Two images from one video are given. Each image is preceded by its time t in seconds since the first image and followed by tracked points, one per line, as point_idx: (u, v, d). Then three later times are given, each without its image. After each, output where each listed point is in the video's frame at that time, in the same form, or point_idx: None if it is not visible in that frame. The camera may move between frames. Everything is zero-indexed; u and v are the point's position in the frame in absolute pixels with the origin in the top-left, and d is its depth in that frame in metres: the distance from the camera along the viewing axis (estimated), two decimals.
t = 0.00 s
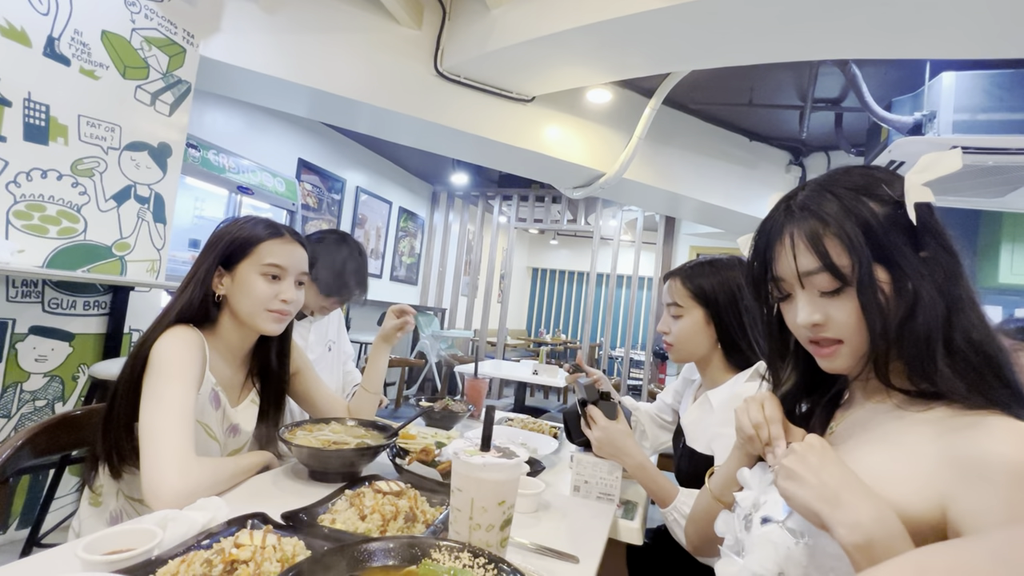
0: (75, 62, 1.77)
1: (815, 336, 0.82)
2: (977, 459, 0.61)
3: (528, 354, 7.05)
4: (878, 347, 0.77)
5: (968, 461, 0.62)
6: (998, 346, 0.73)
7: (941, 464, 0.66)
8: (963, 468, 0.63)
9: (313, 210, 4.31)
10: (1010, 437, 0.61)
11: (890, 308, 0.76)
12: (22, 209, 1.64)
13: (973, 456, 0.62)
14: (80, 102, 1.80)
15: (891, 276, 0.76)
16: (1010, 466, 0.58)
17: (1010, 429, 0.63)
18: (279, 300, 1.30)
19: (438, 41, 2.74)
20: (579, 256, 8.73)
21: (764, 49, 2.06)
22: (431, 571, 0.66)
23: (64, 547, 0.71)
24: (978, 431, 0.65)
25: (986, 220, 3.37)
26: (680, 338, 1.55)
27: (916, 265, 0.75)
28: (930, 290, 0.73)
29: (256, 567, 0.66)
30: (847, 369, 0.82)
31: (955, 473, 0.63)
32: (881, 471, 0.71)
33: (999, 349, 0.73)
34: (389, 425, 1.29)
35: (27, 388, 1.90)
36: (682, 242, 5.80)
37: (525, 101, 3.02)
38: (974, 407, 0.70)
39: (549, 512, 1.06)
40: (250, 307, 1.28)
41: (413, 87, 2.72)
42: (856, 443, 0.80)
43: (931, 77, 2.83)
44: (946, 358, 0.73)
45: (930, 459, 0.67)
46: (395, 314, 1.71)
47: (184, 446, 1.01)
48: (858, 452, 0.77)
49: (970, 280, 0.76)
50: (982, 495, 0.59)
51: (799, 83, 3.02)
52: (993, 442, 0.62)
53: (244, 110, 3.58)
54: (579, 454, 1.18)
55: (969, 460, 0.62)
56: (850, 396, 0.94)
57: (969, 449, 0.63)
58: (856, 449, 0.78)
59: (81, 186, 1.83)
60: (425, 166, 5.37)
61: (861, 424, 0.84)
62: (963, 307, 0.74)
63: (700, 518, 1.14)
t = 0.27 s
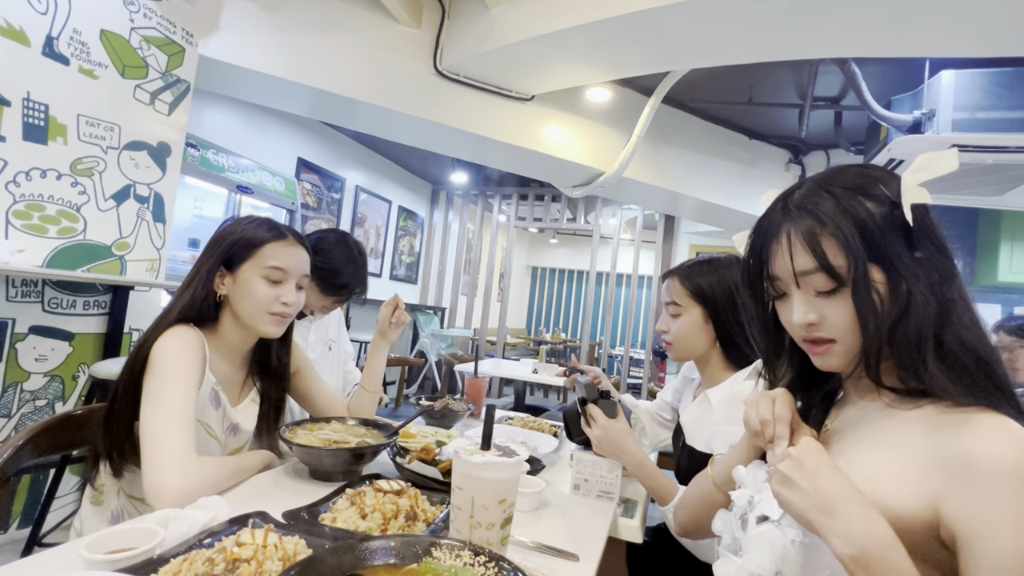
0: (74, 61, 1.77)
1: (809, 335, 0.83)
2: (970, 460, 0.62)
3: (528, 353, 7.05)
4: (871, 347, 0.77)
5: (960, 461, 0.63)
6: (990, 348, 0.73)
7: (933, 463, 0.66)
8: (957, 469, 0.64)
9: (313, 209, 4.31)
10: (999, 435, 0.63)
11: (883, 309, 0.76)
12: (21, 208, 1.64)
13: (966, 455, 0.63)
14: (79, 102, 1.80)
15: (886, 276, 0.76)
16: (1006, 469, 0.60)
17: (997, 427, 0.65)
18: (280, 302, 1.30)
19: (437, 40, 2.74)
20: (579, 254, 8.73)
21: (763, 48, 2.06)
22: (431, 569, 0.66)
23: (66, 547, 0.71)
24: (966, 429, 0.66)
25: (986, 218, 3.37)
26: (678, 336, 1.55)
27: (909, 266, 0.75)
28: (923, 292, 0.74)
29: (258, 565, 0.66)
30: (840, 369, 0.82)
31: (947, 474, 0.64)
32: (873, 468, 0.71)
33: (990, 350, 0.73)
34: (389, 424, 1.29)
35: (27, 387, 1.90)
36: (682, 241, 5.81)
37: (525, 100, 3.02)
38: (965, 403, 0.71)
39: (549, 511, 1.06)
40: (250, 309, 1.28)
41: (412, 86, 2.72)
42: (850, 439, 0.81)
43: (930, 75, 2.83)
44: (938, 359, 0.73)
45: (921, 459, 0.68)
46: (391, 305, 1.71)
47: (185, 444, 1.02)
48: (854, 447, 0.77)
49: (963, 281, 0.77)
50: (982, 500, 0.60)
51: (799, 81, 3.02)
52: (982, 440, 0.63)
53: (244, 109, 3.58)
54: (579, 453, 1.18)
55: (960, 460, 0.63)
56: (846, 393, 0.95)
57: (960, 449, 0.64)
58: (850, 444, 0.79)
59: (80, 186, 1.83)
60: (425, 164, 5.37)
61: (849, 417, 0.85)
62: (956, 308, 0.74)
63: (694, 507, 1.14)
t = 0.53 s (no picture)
0: (73, 59, 1.77)
1: (809, 332, 0.83)
2: (966, 453, 0.62)
3: (528, 351, 7.05)
4: (871, 343, 0.77)
5: (956, 453, 0.63)
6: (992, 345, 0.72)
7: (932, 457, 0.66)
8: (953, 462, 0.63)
9: (313, 207, 4.30)
10: (998, 428, 0.62)
11: (884, 305, 0.76)
12: (21, 207, 1.64)
13: (962, 447, 0.63)
14: (78, 100, 1.79)
15: (887, 272, 0.76)
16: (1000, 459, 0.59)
17: (997, 420, 0.64)
18: (279, 308, 1.30)
19: (437, 37, 2.73)
20: (579, 252, 8.73)
21: (765, 44, 2.05)
22: (432, 567, 0.66)
23: (65, 545, 0.71)
24: (965, 422, 0.66)
25: (987, 215, 3.36)
26: (678, 334, 1.55)
27: (913, 263, 0.74)
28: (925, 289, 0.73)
29: (258, 564, 0.66)
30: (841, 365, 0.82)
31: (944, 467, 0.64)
32: (874, 467, 0.71)
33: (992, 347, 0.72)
34: (389, 422, 1.29)
35: (28, 386, 1.90)
36: (683, 239, 5.80)
37: (526, 98, 3.01)
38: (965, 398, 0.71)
39: (550, 508, 1.06)
40: (250, 313, 1.28)
41: (412, 84, 2.71)
42: (850, 436, 0.80)
43: (932, 72, 2.82)
44: (938, 356, 0.73)
45: (920, 454, 0.68)
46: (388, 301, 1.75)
47: (186, 443, 1.01)
48: (856, 446, 0.77)
49: (965, 277, 0.76)
50: (976, 492, 0.60)
51: (800, 78, 3.01)
52: (979, 432, 0.63)
53: (243, 107, 3.57)
54: (580, 451, 1.18)
55: (956, 452, 0.63)
56: (846, 390, 0.94)
57: (959, 442, 0.63)
58: (852, 443, 0.78)
59: (80, 185, 1.83)
60: (425, 163, 5.36)
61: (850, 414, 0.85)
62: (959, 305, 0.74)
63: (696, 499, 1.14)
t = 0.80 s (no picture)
0: (71, 56, 1.76)
1: (812, 327, 0.82)
2: (964, 450, 0.61)
3: (528, 348, 7.05)
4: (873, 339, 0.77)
5: (952, 448, 0.62)
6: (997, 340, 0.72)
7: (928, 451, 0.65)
8: (949, 457, 0.62)
9: (312, 205, 4.30)
10: (994, 421, 0.62)
11: (887, 302, 0.76)
12: (20, 205, 1.64)
13: (958, 441, 0.62)
14: (75, 98, 1.79)
15: (893, 268, 0.75)
16: (996, 454, 0.58)
17: (994, 413, 0.63)
18: (282, 298, 1.30)
19: (435, 34, 2.72)
20: (579, 249, 8.72)
21: (765, 40, 2.05)
22: (432, 565, 0.65)
23: (65, 543, 0.71)
24: (961, 416, 0.65)
25: (987, 211, 3.36)
26: (677, 331, 1.55)
27: (915, 256, 0.74)
28: (927, 282, 0.73)
29: (257, 561, 0.65)
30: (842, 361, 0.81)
31: (940, 462, 0.63)
32: (871, 462, 0.70)
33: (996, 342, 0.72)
34: (389, 419, 1.29)
35: (28, 384, 1.90)
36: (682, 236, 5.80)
37: (525, 95, 3.00)
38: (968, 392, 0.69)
39: (550, 505, 1.06)
40: (251, 305, 1.27)
41: (411, 81, 2.70)
42: (850, 431, 0.79)
43: (933, 67, 2.82)
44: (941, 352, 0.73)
45: (917, 449, 0.67)
46: (391, 299, 1.74)
47: (185, 440, 1.01)
48: (855, 440, 0.76)
49: (973, 273, 0.75)
50: (973, 488, 0.59)
51: (800, 74, 3.00)
52: (975, 427, 0.62)
53: (242, 105, 3.56)
54: (580, 448, 1.18)
55: (952, 446, 0.62)
56: (846, 386, 0.94)
57: (955, 437, 0.63)
58: (851, 438, 0.77)
59: (79, 182, 1.82)
60: (424, 160, 5.35)
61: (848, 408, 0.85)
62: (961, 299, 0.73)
63: (701, 501, 1.13)
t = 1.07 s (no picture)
0: (68, 55, 1.75)
1: (831, 277, 0.74)
2: (950, 457, 0.58)
3: (527, 347, 7.06)
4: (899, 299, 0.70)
5: (943, 454, 0.59)
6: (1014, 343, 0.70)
7: (920, 457, 0.62)
8: (940, 465, 0.59)
9: (311, 204, 4.29)
10: (987, 421, 0.58)
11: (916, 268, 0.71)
12: (17, 205, 1.63)
13: (948, 446, 0.59)
14: (73, 97, 1.78)
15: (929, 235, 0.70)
16: (984, 461, 0.55)
17: (989, 411, 0.59)
18: (280, 297, 1.29)
19: (434, 32, 2.72)
20: (578, 248, 8.73)
21: (764, 38, 2.04)
22: (432, 564, 0.65)
23: (64, 544, 0.70)
24: (954, 416, 0.61)
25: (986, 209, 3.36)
26: (677, 329, 1.55)
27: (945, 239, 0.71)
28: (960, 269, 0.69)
29: (258, 561, 0.65)
30: (852, 323, 0.73)
31: (932, 470, 0.60)
32: (867, 471, 0.68)
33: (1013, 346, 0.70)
34: (389, 418, 1.29)
35: (27, 384, 1.90)
36: (682, 234, 5.81)
37: (524, 93, 2.99)
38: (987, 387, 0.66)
39: (550, 504, 1.06)
40: (250, 304, 1.27)
41: (410, 79, 2.70)
42: (844, 433, 0.77)
43: (932, 65, 2.81)
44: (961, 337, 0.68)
45: (910, 453, 0.64)
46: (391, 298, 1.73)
47: (184, 439, 1.01)
48: (849, 445, 0.74)
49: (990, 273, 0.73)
50: (966, 499, 0.56)
51: (800, 72, 3.00)
52: (966, 430, 0.58)
53: (240, 103, 3.55)
54: (579, 446, 1.18)
55: (942, 452, 0.59)
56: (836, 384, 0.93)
57: (941, 443, 0.60)
58: (845, 441, 0.75)
59: (76, 182, 1.81)
60: (423, 158, 5.34)
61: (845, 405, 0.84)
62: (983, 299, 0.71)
63: (693, 505, 1.12)
